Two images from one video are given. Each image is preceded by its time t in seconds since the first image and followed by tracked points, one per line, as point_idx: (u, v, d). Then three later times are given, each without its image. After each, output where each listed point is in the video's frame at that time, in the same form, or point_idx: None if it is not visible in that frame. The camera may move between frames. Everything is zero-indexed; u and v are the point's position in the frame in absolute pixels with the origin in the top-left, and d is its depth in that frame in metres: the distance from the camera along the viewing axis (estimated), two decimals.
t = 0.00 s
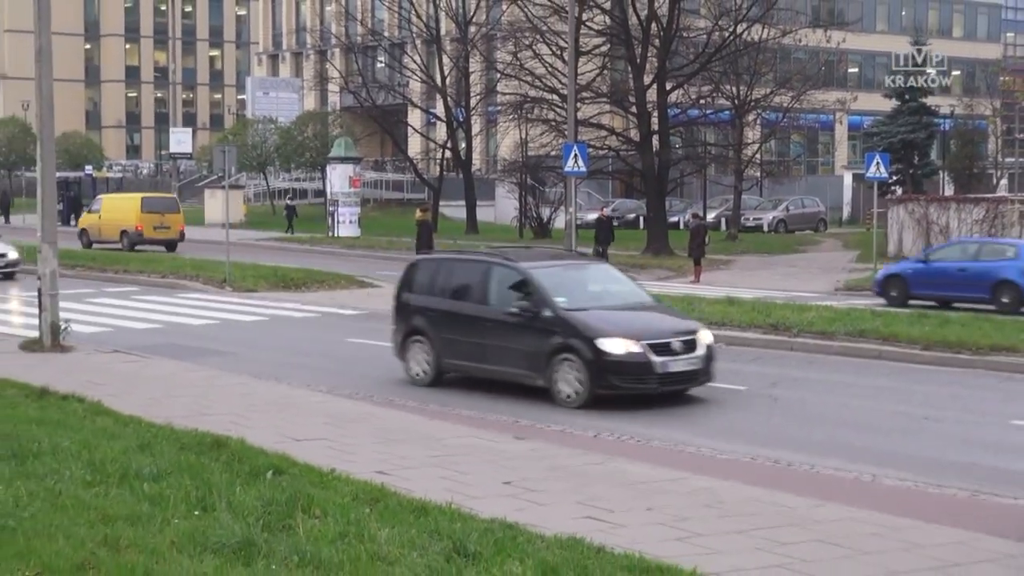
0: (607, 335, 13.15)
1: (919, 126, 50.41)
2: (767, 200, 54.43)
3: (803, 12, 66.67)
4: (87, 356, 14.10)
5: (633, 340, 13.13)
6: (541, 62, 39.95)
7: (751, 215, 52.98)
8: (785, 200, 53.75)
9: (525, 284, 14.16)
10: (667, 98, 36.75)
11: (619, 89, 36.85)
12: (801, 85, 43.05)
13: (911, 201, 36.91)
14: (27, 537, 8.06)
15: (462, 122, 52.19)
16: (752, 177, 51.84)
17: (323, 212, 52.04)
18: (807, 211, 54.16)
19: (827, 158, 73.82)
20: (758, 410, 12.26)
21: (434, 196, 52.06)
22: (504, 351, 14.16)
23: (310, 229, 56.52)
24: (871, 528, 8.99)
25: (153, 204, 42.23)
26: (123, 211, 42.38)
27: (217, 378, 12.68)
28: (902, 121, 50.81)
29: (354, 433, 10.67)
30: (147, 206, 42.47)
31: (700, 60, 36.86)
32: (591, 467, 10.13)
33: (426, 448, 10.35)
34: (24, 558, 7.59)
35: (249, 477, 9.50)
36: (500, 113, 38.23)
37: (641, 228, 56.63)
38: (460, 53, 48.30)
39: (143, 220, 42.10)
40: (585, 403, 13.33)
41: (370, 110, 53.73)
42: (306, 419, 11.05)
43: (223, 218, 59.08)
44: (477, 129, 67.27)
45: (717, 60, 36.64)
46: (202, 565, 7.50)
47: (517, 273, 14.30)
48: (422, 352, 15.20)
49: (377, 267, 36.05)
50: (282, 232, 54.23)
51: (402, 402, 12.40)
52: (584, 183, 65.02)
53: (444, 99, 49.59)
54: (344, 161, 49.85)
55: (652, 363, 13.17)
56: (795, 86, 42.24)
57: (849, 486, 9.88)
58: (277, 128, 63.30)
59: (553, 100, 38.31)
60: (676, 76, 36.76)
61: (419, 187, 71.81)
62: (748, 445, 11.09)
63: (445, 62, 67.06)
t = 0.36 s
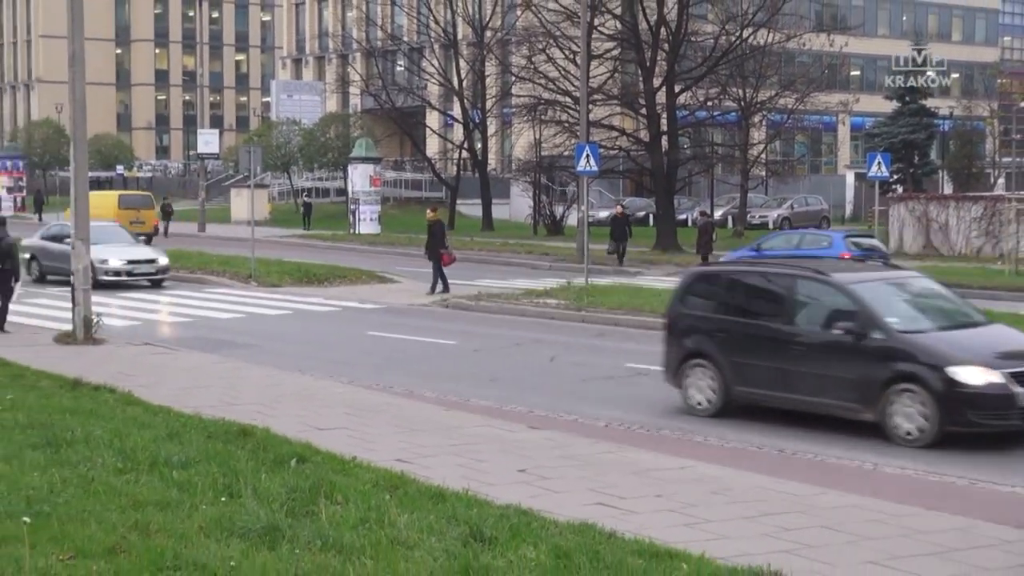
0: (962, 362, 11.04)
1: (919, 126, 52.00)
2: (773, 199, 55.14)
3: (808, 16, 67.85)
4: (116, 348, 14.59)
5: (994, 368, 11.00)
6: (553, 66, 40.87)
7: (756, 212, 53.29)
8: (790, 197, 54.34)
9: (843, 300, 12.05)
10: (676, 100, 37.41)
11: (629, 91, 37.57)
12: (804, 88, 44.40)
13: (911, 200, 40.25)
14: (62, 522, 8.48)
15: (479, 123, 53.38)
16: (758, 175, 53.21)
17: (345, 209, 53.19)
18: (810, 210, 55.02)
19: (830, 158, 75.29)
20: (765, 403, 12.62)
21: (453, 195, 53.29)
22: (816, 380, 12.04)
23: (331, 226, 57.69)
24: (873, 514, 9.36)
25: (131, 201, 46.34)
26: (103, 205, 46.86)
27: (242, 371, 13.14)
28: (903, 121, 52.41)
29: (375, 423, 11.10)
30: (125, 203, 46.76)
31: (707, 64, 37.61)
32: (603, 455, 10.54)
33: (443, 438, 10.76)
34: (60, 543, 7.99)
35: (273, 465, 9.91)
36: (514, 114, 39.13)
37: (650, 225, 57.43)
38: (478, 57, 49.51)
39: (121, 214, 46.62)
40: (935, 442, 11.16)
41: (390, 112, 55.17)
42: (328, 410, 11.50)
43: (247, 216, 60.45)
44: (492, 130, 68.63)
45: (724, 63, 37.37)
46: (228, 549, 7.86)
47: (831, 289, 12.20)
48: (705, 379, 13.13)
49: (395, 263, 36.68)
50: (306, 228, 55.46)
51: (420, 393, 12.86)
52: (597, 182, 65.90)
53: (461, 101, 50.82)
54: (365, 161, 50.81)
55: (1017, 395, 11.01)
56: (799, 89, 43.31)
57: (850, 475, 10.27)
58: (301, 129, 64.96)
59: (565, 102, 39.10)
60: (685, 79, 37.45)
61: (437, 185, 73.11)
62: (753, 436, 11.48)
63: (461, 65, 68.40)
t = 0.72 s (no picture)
0: None
1: (919, 131, 53.81)
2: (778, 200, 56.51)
3: (812, 25, 69.14)
4: (146, 345, 15.08)
5: None
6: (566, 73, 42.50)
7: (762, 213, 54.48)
8: (794, 198, 55.69)
9: None
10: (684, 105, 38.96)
11: (639, 97, 39.05)
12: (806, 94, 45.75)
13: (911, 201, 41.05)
14: (93, 511, 8.86)
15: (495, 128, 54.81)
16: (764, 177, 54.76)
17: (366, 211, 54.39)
18: (813, 211, 56.17)
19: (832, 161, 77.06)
20: (769, 397, 12.97)
21: (470, 197, 54.70)
22: None
23: (352, 227, 59.03)
24: (875, 505, 9.71)
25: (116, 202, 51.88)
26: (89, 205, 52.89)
27: (266, 367, 13.59)
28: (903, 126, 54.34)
29: (394, 418, 11.50)
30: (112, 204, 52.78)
31: (714, 70, 39.21)
32: (613, 447, 10.93)
33: (459, 432, 11.17)
34: (91, 531, 8.37)
35: (296, 457, 10.31)
36: (529, 119, 40.67)
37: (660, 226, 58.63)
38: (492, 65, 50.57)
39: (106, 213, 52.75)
40: None
41: (408, 118, 56.70)
42: (348, 405, 11.91)
43: (271, 217, 61.97)
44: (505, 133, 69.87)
45: (730, 70, 38.98)
46: (254, 537, 8.23)
47: None
48: None
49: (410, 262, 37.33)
50: (328, 228, 56.83)
51: (436, 388, 13.26)
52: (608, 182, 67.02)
53: (478, 106, 52.15)
54: (384, 164, 51.60)
55: None
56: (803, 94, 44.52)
57: (851, 467, 10.62)
58: (322, 134, 66.78)
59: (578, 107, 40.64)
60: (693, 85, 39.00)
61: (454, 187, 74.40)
62: (758, 428, 11.86)
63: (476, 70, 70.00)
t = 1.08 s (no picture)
0: None
1: (919, 135, 56.02)
2: (782, 203, 58.12)
3: (817, 31, 70.67)
4: (174, 340, 15.58)
5: None
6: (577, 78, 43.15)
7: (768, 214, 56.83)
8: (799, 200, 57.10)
9: None
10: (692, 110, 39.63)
11: (649, 102, 39.73)
12: (811, 99, 46.94)
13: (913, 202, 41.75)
14: (124, 500, 9.27)
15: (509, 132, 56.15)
16: (772, 178, 56.64)
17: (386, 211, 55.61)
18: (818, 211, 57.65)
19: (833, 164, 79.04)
20: (774, 391, 13.37)
21: (485, 199, 56.05)
22: None
23: (371, 226, 60.36)
24: (877, 495, 10.09)
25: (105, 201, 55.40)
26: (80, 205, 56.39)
27: (290, 362, 14.06)
28: (904, 130, 56.49)
29: (412, 412, 11.92)
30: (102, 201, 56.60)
31: (722, 76, 39.88)
32: (623, 439, 11.33)
33: (476, 424, 11.60)
34: (121, 519, 8.79)
35: (318, 448, 10.72)
36: (542, 123, 41.31)
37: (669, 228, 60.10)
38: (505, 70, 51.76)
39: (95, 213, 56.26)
40: None
41: (426, 121, 58.13)
42: (367, 399, 12.35)
43: (294, 218, 63.51)
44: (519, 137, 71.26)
45: (737, 76, 39.66)
46: (278, 526, 8.60)
47: None
48: None
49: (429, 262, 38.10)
50: (350, 229, 58.28)
51: (454, 381, 13.73)
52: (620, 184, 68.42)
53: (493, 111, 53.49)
54: (403, 166, 52.16)
55: None
56: (808, 99, 45.47)
57: (853, 458, 11.02)
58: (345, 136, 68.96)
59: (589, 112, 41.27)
60: (700, 90, 39.64)
61: (470, 189, 76.33)
62: (762, 420, 12.25)
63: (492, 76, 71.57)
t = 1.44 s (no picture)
0: None
1: (919, 137, 56.57)
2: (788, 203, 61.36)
3: (821, 35, 72.24)
4: (202, 335, 16.07)
5: None
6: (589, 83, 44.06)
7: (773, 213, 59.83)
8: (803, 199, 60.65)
9: None
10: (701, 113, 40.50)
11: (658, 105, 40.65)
12: (816, 102, 48.16)
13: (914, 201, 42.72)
14: (154, 489, 9.70)
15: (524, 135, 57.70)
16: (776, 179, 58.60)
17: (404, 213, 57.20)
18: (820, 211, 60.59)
19: (837, 166, 80.80)
20: (779, 384, 13.79)
21: (500, 200, 57.63)
22: None
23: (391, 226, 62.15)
24: (878, 484, 10.48)
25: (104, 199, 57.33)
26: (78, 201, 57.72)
27: (313, 357, 14.53)
28: (907, 131, 57.42)
29: (430, 405, 12.36)
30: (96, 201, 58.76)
31: (729, 79, 40.74)
32: (632, 431, 11.75)
33: (491, 416, 12.04)
34: (152, 507, 9.21)
35: (341, 440, 11.14)
36: (555, 127, 42.19)
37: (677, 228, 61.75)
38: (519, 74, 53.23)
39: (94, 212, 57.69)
40: None
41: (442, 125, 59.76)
42: (387, 392, 12.80)
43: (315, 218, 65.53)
44: (533, 139, 72.82)
45: (745, 79, 40.54)
46: (302, 514, 9.02)
47: None
48: None
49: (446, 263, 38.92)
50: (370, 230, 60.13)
51: (470, 375, 14.18)
52: (630, 185, 70.02)
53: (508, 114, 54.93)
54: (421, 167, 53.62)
55: None
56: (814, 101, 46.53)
57: (856, 447, 11.41)
58: (364, 140, 73.68)
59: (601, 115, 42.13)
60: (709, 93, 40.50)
61: (486, 191, 78.36)
62: (768, 412, 12.63)
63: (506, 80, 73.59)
